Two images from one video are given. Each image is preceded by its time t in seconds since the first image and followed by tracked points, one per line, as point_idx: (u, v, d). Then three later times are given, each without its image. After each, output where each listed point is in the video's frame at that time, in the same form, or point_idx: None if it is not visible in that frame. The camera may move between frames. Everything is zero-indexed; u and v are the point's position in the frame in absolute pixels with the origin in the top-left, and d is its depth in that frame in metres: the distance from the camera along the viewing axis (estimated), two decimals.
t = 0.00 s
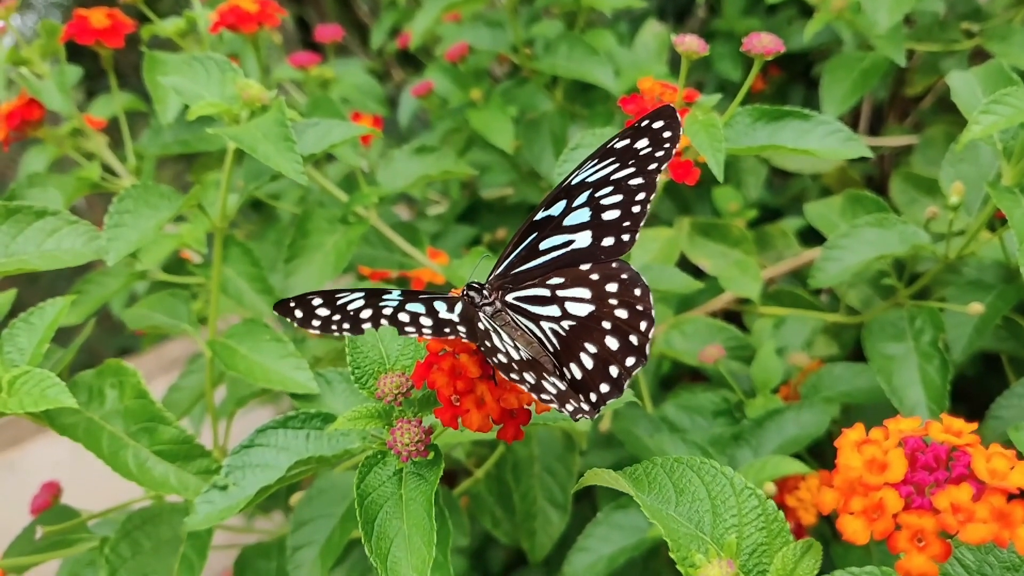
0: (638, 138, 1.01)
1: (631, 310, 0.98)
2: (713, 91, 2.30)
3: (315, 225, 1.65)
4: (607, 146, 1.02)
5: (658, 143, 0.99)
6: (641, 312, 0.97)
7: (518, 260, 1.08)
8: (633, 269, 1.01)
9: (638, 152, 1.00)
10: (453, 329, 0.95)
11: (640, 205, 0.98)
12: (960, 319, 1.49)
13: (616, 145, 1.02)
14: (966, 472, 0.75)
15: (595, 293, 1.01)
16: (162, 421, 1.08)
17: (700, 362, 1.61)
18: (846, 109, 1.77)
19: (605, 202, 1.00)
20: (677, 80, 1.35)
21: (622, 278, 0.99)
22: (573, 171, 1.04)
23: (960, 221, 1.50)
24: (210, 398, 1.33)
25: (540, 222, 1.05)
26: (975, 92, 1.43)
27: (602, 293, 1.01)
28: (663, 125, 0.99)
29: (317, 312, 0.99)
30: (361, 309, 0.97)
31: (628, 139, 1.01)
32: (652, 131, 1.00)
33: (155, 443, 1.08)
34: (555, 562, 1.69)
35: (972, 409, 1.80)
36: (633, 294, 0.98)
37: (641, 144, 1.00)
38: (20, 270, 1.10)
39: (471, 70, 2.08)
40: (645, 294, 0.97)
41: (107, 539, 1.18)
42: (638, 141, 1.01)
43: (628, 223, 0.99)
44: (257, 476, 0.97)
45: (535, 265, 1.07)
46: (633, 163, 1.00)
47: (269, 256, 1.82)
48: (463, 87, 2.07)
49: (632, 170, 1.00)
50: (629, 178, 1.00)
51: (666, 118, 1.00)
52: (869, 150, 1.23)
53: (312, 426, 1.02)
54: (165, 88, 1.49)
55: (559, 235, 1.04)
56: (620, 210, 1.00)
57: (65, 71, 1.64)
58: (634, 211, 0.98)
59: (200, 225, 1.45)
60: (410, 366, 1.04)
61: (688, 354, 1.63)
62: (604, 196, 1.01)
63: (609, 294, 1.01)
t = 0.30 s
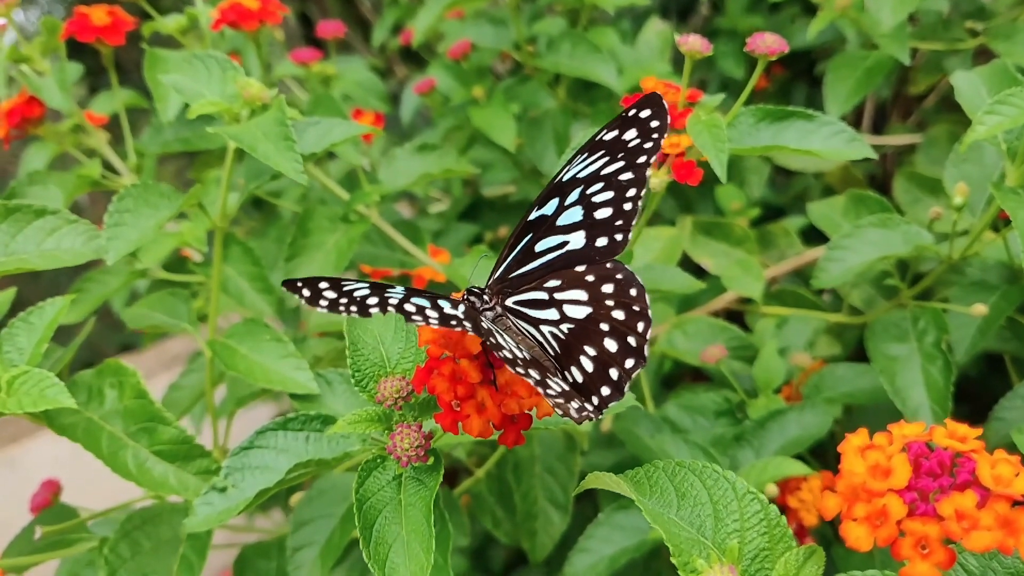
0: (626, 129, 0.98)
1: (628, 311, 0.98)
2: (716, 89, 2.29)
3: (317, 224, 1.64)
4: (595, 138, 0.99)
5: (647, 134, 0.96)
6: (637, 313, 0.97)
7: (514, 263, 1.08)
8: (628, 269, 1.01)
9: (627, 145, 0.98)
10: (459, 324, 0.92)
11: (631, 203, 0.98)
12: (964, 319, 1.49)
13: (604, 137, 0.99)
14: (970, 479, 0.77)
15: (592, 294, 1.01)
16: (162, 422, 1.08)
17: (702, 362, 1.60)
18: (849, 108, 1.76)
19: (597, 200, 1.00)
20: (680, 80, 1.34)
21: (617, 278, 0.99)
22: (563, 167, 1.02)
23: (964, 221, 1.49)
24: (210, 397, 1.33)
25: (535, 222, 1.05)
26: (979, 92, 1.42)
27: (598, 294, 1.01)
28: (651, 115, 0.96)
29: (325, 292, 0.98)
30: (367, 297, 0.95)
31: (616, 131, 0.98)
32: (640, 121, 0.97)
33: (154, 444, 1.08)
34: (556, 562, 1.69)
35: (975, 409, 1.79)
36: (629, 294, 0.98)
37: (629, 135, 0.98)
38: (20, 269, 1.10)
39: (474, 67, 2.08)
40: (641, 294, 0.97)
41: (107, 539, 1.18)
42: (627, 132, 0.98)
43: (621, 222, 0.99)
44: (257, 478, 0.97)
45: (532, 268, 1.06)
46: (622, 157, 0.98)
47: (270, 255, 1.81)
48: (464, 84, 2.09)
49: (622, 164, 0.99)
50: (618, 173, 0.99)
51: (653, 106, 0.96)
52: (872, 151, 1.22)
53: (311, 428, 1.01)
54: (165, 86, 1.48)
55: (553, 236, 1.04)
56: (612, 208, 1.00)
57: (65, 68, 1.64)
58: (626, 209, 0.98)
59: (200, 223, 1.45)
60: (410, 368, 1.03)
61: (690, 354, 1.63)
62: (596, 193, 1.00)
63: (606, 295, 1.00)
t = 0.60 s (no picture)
0: (610, 121, 0.98)
1: (623, 315, 0.98)
2: (719, 88, 2.28)
3: (317, 223, 1.63)
4: (580, 132, 1.00)
5: (631, 126, 0.97)
6: (633, 317, 0.98)
7: (512, 267, 1.09)
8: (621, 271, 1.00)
9: (612, 139, 0.98)
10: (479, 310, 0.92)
11: (619, 202, 0.97)
12: (967, 321, 1.48)
13: (589, 131, 1.00)
14: (974, 487, 0.79)
15: (587, 299, 1.01)
16: (160, 423, 1.08)
17: (704, 362, 1.60)
18: (852, 108, 1.75)
19: (587, 199, 1.00)
20: (682, 81, 1.34)
21: (610, 281, 0.98)
22: (552, 164, 1.03)
23: (968, 222, 1.48)
24: (210, 398, 1.32)
25: (528, 224, 1.05)
26: (983, 92, 1.41)
27: (593, 297, 1.00)
28: (633, 105, 0.96)
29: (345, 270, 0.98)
30: (383, 281, 0.94)
31: (600, 123, 0.99)
32: (623, 111, 0.97)
33: (153, 445, 1.07)
34: (557, 562, 1.68)
35: (977, 410, 1.79)
36: (623, 298, 0.98)
37: (613, 128, 0.98)
38: (18, 269, 1.09)
39: (476, 65, 2.07)
40: (635, 298, 0.97)
41: (105, 540, 1.17)
42: (611, 124, 0.99)
43: (610, 224, 0.99)
44: (257, 481, 0.96)
45: (528, 272, 1.07)
46: (607, 152, 0.98)
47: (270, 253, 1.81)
48: (467, 83, 2.05)
49: (609, 160, 0.99)
50: (605, 170, 0.99)
51: (635, 96, 0.97)
52: (876, 151, 1.21)
53: (312, 431, 1.01)
54: (165, 84, 1.48)
55: (547, 238, 1.05)
56: (601, 208, 0.99)
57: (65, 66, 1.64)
58: (614, 209, 0.98)
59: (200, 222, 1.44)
60: (411, 373, 1.02)
61: (691, 355, 1.62)
62: (585, 192, 1.00)
63: (600, 299, 1.00)
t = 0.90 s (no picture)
0: (591, 117, 0.99)
1: (616, 317, 0.97)
2: (722, 87, 2.27)
3: (318, 222, 1.63)
4: (563, 129, 1.01)
5: (611, 121, 0.97)
6: (625, 318, 0.96)
7: (508, 271, 1.08)
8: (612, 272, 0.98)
9: (594, 135, 0.98)
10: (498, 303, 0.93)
11: (604, 203, 0.96)
12: (969, 323, 1.47)
13: (572, 127, 1.00)
14: (977, 494, 0.80)
15: (581, 302, 0.99)
16: (159, 424, 1.07)
17: (705, 363, 1.59)
18: (855, 107, 1.74)
19: (573, 200, 0.99)
20: (684, 81, 1.33)
21: (600, 283, 0.97)
22: (539, 163, 1.03)
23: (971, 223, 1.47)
24: (209, 397, 1.32)
25: (521, 225, 1.05)
26: (987, 93, 1.40)
27: (586, 300, 0.98)
28: (612, 99, 0.97)
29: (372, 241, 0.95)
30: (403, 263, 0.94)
31: (581, 119, 0.99)
32: (604, 107, 0.98)
33: (152, 446, 1.07)
34: (558, 563, 1.68)
35: (979, 411, 1.78)
36: (614, 299, 0.97)
37: (595, 123, 0.98)
38: (17, 268, 1.09)
39: (478, 62, 2.06)
40: (625, 299, 0.96)
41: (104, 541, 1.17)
42: (592, 120, 0.99)
43: (596, 226, 0.97)
44: (255, 482, 0.96)
45: (523, 276, 1.05)
46: (590, 149, 0.98)
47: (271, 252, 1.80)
48: (469, 81, 2.05)
49: (591, 158, 0.98)
50: (589, 169, 0.98)
51: (614, 90, 0.98)
52: (880, 152, 1.20)
53: (312, 431, 1.00)
54: (166, 83, 1.47)
55: (538, 240, 1.03)
56: (587, 209, 0.98)
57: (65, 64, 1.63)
58: (599, 210, 0.96)
59: (201, 221, 1.44)
60: (412, 375, 1.01)
61: (693, 355, 1.61)
62: (570, 192, 0.99)
63: (593, 301, 0.98)
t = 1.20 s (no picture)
0: (576, 117, 0.98)
1: (609, 321, 1.02)
2: (725, 86, 2.26)
3: (319, 221, 1.62)
4: (550, 128, 1.00)
5: (595, 121, 0.96)
6: (618, 322, 1.01)
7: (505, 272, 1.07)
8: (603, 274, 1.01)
9: (580, 135, 0.97)
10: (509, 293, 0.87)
11: (592, 208, 0.97)
12: (972, 324, 1.46)
13: (558, 127, 0.99)
14: (981, 500, 0.80)
15: (575, 304, 1.03)
16: (158, 425, 1.07)
17: (707, 363, 1.58)
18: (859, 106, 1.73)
19: (563, 204, 0.99)
20: (686, 80, 1.32)
21: (592, 286, 1.00)
22: (529, 164, 1.02)
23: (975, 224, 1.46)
24: (208, 397, 1.31)
25: (515, 228, 1.04)
26: (991, 94, 1.39)
27: (580, 303, 1.02)
28: (595, 98, 0.97)
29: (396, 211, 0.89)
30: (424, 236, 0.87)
31: (567, 118, 0.98)
32: (589, 107, 0.97)
33: (151, 447, 1.07)
34: (558, 563, 1.67)
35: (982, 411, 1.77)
36: (606, 303, 1.00)
37: (580, 123, 0.98)
38: (16, 268, 1.08)
39: (479, 60, 2.06)
40: (617, 303, 0.99)
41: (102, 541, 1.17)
42: (577, 119, 0.99)
43: (586, 231, 0.98)
44: (254, 484, 0.95)
45: (518, 282, 1.05)
46: (577, 150, 0.97)
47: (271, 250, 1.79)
48: (470, 80, 2.03)
49: (578, 160, 0.98)
50: (576, 172, 0.97)
51: (597, 88, 0.97)
52: (883, 153, 1.19)
53: (311, 433, 1.00)
54: (165, 81, 1.47)
55: (532, 244, 1.03)
56: (577, 213, 0.98)
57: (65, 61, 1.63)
58: (588, 215, 0.97)
59: (201, 220, 1.43)
60: (411, 377, 1.01)
61: (695, 355, 1.61)
62: (560, 195, 0.99)
63: (587, 304, 1.02)
